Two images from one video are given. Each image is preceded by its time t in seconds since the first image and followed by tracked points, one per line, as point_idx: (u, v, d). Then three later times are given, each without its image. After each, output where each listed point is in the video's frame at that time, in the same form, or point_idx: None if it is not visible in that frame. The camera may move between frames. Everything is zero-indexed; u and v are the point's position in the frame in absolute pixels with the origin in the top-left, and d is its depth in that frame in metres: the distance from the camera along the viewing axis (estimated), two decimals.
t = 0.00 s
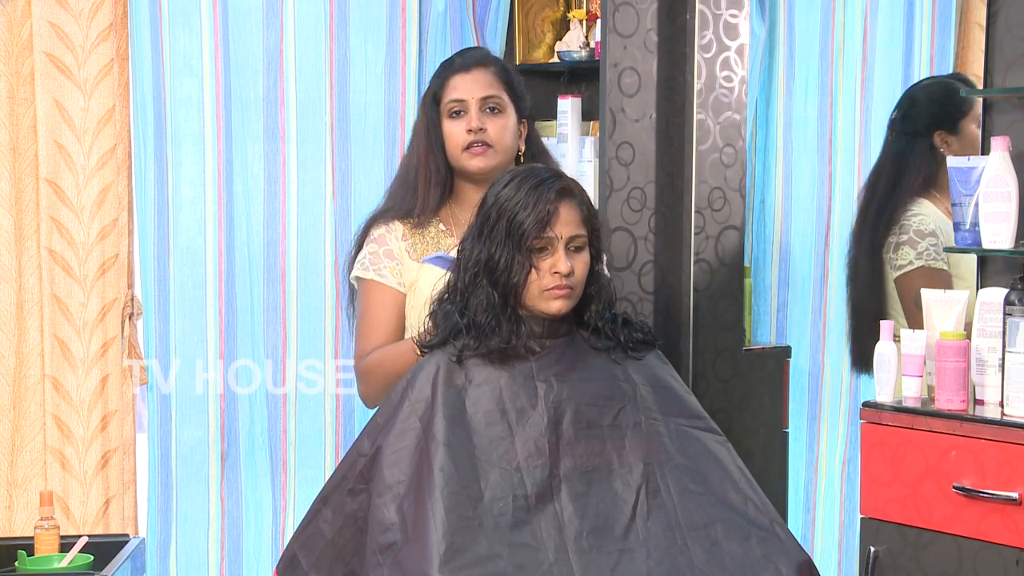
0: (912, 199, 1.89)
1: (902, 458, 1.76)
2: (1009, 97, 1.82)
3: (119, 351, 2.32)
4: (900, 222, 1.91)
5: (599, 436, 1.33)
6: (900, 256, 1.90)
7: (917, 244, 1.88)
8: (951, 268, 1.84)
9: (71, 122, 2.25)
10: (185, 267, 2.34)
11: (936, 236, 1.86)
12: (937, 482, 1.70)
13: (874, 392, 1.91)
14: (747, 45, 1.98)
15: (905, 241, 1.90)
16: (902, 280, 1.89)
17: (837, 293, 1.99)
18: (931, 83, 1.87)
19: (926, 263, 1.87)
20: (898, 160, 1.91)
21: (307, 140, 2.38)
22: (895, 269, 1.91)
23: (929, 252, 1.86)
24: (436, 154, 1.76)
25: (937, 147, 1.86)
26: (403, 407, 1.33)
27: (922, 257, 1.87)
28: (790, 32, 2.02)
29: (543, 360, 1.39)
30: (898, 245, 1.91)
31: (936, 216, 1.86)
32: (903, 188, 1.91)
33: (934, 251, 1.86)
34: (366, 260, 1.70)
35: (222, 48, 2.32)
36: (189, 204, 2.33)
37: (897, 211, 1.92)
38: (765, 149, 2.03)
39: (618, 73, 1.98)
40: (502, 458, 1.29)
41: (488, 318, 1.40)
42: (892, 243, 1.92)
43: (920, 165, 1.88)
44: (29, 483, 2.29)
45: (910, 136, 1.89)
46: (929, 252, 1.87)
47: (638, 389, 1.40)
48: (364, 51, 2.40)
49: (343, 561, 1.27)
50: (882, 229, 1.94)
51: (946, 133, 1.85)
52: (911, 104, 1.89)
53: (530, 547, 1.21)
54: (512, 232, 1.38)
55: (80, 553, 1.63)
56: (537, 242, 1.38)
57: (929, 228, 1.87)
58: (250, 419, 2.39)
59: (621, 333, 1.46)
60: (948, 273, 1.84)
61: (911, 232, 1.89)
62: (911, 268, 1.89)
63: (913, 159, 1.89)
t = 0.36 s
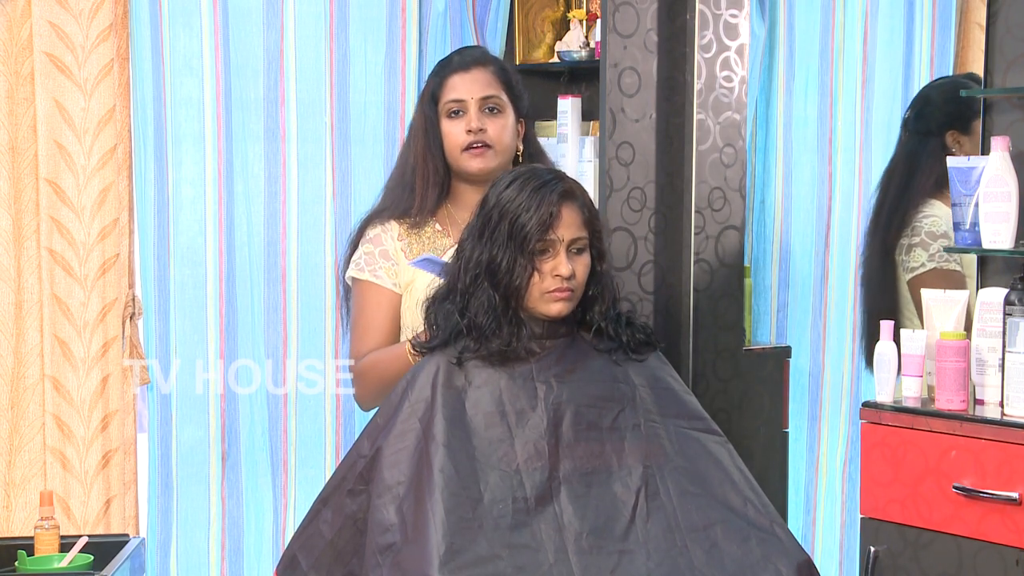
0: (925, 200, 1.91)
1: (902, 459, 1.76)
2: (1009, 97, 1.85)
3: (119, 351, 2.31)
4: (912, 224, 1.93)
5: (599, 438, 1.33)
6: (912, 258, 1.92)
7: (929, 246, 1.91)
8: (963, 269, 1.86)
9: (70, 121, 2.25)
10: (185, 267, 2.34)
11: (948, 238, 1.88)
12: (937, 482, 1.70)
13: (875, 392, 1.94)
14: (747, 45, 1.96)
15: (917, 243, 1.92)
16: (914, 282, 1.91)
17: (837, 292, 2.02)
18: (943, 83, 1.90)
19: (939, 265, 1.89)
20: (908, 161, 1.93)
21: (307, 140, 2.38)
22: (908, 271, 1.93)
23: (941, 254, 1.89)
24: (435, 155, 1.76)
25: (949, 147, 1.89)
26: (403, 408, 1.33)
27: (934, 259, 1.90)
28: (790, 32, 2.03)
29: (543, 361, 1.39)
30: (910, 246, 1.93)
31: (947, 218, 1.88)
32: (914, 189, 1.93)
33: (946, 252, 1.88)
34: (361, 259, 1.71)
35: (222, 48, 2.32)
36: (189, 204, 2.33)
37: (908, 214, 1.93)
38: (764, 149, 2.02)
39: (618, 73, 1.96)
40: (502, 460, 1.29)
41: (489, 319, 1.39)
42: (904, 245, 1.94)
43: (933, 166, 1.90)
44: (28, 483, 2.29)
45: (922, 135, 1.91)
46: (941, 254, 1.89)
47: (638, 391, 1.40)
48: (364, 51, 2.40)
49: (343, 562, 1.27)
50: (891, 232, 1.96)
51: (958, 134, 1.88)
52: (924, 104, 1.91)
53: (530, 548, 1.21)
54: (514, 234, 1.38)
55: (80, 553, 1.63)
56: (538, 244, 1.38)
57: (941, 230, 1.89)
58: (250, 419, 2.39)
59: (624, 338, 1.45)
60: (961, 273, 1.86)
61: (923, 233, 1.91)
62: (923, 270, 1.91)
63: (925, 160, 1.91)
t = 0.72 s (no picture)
0: (927, 199, 1.93)
1: (902, 458, 1.76)
2: (1009, 97, 1.88)
3: (119, 351, 2.31)
4: (913, 224, 1.95)
5: (599, 437, 1.33)
6: (913, 258, 1.94)
7: (930, 246, 1.92)
8: (963, 269, 1.89)
9: (71, 121, 2.25)
10: (185, 267, 2.34)
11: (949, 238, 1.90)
12: (937, 482, 1.70)
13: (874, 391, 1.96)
14: (747, 45, 1.96)
15: (918, 243, 1.94)
16: (914, 281, 1.93)
17: (840, 293, 2.02)
18: (951, 81, 1.90)
19: (938, 265, 1.91)
20: (915, 157, 1.94)
21: (307, 140, 2.38)
22: (907, 271, 1.94)
23: (942, 254, 1.91)
24: (442, 157, 1.76)
25: (953, 146, 1.90)
26: (403, 409, 1.33)
27: (934, 259, 1.92)
28: (790, 32, 2.03)
29: (543, 362, 1.39)
30: (912, 246, 1.95)
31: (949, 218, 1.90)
32: (920, 186, 1.94)
33: (947, 252, 1.90)
34: (367, 265, 1.71)
35: (222, 48, 2.32)
36: (189, 204, 2.33)
37: (911, 212, 1.94)
38: (765, 149, 2.02)
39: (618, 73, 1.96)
40: (502, 460, 1.29)
41: (496, 322, 1.36)
42: (905, 245, 1.96)
43: (936, 165, 1.91)
44: (28, 483, 2.29)
45: (926, 132, 1.92)
46: (942, 255, 1.91)
47: (638, 390, 1.40)
48: (364, 51, 2.40)
49: (343, 562, 1.27)
50: (892, 232, 1.97)
51: (961, 134, 1.90)
52: (930, 101, 1.92)
53: (530, 548, 1.21)
54: (519, 235, 1.36)
55: (80, 553, 1.64)
56: (543, 245, 1.36)
57: (943, 230, 1.91)
58: (251, 419, 2.40)
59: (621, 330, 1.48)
60: (961, 274, 1.89)
61: (925, 233, 1.93)
62: (924, 269, 1.93)
63: (927, 157, 1.93)
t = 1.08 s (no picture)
0: (921, 199, 1.93)
1: (902, 458, 1.76)
2: (1009, 97, 1.86)
3: (120, 351, 2.30)
4: (906, 226, 1.95)
5: (599, 436, 1.33)
6: (901, 260, 1.94)
7: (918, 249, 1.92)
8: (949, 274, 1.88)
9: (71, 121, 2.23)
10: (185, 267, 2.34)
11: (940, 241, 1.90)
12: (937, 482, 1.71)
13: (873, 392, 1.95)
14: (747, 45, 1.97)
15: (907, 245, 1.94)
16: (901, 283, 1.93)
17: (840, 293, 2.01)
18: (954, 80, 1.90)
19: (925, 268, 1.91)
20: (914, 155, 1.94)
21: (307, 140, 2.38)
22: (895, 273, 1.95)
23: (929, 258, 1.91)
24: (465, 159, 1.76)
25: (946, 144, 1.90)
26: (403, 408, 1.34)
27: (922, 262, 1.92)
28: (790, 32, 2.03)
29: (544, 361, 1.39)
30: (900, 248, 1.95)
31: (941, 222, 1.90)
32: (916, 183, 1.93)
33: (935, 256, 1.90)
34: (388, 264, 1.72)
35: (222, 47, 2.32)
36: (190, 204, 2.33)
37: (908, 212, 1.94)
38: (764, 149, 2.03)
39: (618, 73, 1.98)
40: (502, 459, 1.29)
41: (498, 321, 1.37)
42: (895, 247, 1.96)
43: (933, 162, 1.91)
44: (29, 483, 2.29)
45: (924, 128, 1.92)
46: (928, 258, 1.91)
47: (638, 389, 1.40)
48: (364, 51, 2.40)
49: (343, 562, 1.27)
50: (888, 230, 1.97)
51: (957, 134, 1.90)
52: (930, 97, 1.91)
53: (530, 547, 1.21)
54: (518, 234, 1.36)
55: (80, 553, 1.63)
56: (542, 244, 1.36)
57: (934, 234, 1.91)
58: (251, 419, 2.40)
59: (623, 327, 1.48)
60: (947, 280, 1.88)
61: (915, 236, 1.93)
62: (910, 271, 1.92)
63: (926, 155, 1.92)
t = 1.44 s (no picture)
0: (917, 202, 1.91)
1: (902, 458, 1.76)
2: (1009, 97, 1.79)
3: (120, 351, 2.30)
4: (902, 226, 1.94)
5: (600, 435, 1.33)
6: (893, 262, 1.95)
7: (911, 251, 1.91)
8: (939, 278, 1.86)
9: (71, 121, 2.23)
10: (185, 267, 2.33)
11: (933, 246, 1.88)
12: (937, 481, 1.70)
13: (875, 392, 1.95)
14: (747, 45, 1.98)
15: (900, 247, 1.93)
16: (892, 283, 1.94)
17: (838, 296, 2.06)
18: (942, 80, 1.91)
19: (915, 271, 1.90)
20: (914, 156, 1.92)
21: (307, 140, 2.38)
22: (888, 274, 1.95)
23: (920, 261, 1.89)
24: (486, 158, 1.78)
25: (943, 146, 1.87)
26: (403, 407, 1.34)
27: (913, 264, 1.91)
28: (790, 32, 2.10)
29: (544, 360, 1.39)
30: (894, 249, 1.95)
31: (938, 225, 1.87)
32: (914, 182, 1.92)
33: (926, 260, 1.89)
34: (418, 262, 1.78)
35: (222, 48, 2.31)
36: (190, 204, 2.32)
37: (904, 216, 1.94)
38: (765, 148, 2.09)
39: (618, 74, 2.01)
40: (502, 457, 1.29)
41: (498, 319, 1.40)
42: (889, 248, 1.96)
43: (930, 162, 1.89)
44: (29, 483, 2.29)
45: (921, 127, 1.93)
46: (920, 261, 1.90)
47: (639, 388, 1.39)
48: (364, 51, 2.40)
49: (343, 561, 1.27)
50: (880, 233, 1.99)
51: (952, 134, 1.86)
52: (920, 96, 1.94)
53: (530, 546, 1.21)
54: (518, 233, 1.39)
55: (80, 553, 1.64)
56: (541, 242, 1.39)
57: (928, 237, 1.89)
58: (251, 419, 2.39)
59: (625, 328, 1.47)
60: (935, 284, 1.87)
61: (909, 238, 1.92)
62: (900, 272, 1.93)
63: (925, 156, 1.90)
